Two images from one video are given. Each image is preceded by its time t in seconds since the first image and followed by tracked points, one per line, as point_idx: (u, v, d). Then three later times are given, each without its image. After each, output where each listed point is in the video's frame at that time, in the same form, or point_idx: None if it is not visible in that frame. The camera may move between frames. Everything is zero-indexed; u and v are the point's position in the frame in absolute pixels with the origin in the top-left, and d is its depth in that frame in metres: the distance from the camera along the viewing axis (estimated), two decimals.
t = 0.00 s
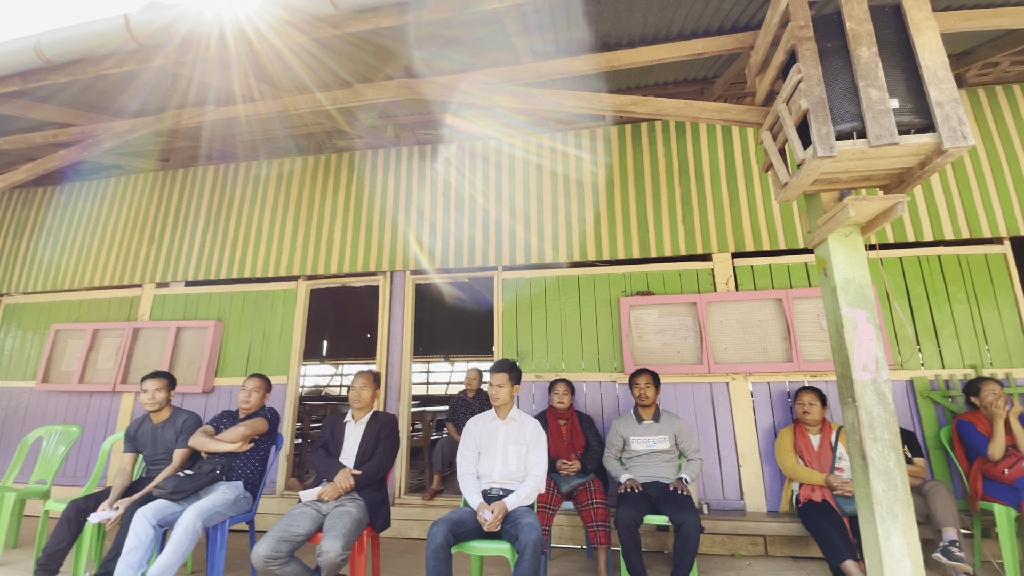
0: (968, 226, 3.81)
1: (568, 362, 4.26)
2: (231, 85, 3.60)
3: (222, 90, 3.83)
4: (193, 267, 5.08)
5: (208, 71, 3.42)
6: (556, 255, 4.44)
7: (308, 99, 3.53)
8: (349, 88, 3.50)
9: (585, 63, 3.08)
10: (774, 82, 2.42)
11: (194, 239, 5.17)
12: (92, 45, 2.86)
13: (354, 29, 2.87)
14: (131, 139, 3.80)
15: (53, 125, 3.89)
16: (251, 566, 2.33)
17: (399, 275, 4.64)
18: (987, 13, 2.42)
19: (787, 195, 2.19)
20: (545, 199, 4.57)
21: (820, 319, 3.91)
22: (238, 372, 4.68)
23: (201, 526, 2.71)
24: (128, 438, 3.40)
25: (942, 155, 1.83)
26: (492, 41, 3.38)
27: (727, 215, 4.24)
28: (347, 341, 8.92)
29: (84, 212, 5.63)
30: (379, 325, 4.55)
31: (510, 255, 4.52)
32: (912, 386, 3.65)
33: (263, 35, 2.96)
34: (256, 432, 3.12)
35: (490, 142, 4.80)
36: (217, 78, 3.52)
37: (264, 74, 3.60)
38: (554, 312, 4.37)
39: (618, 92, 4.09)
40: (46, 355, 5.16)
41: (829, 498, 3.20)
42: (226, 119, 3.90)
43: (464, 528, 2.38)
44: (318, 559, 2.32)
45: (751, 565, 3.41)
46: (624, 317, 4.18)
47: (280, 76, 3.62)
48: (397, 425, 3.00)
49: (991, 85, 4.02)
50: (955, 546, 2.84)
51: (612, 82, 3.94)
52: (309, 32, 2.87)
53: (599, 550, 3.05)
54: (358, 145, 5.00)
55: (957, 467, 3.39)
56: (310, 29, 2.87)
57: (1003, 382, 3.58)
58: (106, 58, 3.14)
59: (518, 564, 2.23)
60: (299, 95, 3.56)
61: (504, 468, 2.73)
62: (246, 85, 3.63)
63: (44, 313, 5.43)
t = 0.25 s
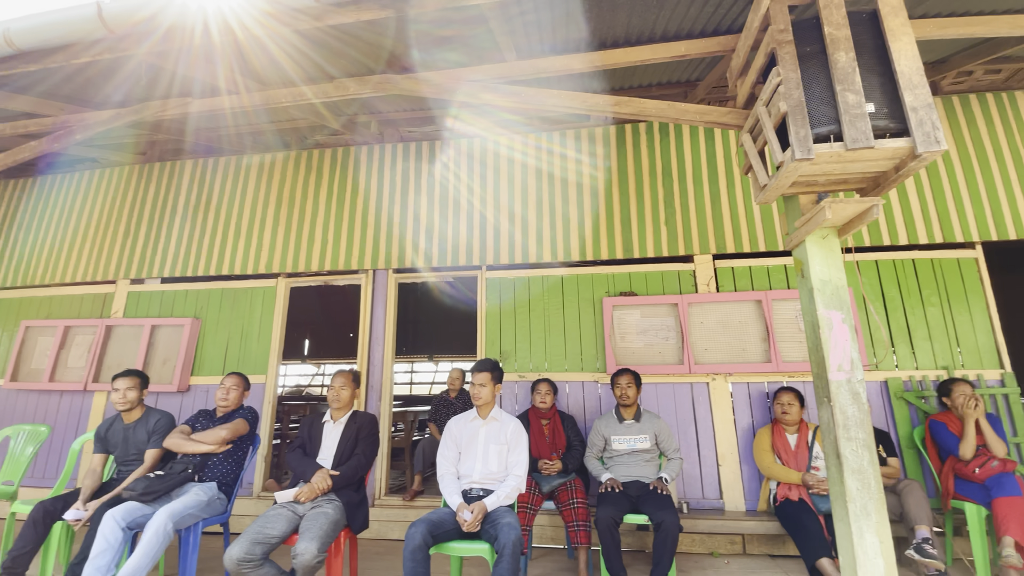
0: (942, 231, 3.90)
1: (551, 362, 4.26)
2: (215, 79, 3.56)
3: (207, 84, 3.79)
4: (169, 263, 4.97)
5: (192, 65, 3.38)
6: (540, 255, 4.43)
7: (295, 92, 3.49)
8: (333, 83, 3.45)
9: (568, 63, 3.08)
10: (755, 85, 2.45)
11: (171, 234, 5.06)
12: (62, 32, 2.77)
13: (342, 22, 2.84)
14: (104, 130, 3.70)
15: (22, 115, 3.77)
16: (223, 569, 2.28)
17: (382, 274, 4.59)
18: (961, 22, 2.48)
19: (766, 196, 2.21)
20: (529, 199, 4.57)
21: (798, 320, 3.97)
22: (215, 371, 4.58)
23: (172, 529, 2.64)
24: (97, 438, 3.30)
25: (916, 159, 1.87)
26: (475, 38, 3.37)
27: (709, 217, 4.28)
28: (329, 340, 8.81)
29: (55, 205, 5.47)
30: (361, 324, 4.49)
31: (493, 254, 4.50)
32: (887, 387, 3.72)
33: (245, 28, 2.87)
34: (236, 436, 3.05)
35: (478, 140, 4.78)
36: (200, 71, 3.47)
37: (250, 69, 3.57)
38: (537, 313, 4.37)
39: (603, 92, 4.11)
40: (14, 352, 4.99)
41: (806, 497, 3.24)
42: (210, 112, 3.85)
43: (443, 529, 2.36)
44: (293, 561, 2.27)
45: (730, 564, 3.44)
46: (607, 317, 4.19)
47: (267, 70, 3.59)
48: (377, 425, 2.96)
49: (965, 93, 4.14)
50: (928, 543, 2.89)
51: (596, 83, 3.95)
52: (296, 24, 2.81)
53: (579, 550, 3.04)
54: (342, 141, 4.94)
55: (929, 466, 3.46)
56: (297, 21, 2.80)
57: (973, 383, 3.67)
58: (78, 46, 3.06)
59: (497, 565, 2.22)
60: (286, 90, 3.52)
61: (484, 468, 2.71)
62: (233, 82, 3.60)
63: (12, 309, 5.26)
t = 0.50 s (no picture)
0: (919, 234, 3.97)
1: (535, 363, 4.25)
2: (203, 76, 3.57)
3: (194, 81, 3.77)
4: (147, 260, 4.86)
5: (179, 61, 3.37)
6: (526, 255, 4.42)
7: (283, 87, 3.50)
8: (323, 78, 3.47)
9: (553, 62, 3.07)
10: (737, 88, 2.47)
11: (149, 231, 4.95)
12: (32, 21, 2.70)
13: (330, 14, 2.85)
14: (78, 123, 3.61)
15: None
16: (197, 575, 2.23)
17: (366, 273, 4.54)
18: (940, 28, 2.51)
19: (747, 199, 2.22)
20: (515, 198, 4.56)
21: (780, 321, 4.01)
22: (193, 372, 4.49)
23: (145, 533, 2.58)
24: (69, 440, 3.21)
25: (894, 162, 1.89)
26: (460, 35, 3.36)
27: (693, 219, 4.30)
28: (313, 341, 8.70)
29: (29, 201, 5.32)
30: (344, 324, 4.44)
31: (478, 255, 4.48)
32: (866, 389, 3.77)
33: (231, 19, 2.85)
34: (215, 433, 2.98)
35: (465, 139, 4.77)
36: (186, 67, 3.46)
37: (240, 66, 3.61)
38: (523, 313, 4.36)
39: (589, 94, 4.12)
40: None
41: (786, 496, 3.28)
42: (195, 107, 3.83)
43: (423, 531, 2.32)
44: (269, 566, 2.23)
45: (711, 563, 3.46)
46: (592, 318, 4.20)
47: (256, 67, 3.63)
48: (357, 427, 2.92)
49: (944, 99, 4.24)
50: (904, 542, 2.94)
51: (582, 84, 3.95)
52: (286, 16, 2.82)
53: (562, 551, 3.03)
54: (326, 138, 4.88)
55: (906, 465, 3.52)
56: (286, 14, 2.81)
57: (949, 384, 3.74)
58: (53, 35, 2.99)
59: (478, 567, 2.20)
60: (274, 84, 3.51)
61: (466, 470, 2.69)
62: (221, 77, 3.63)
63: None
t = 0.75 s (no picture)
0: (899, 236, 4.03)
1: (522, 363, 4.24)
2: (190, 74, 3.57)
3: (181, 76, 3.76)
4: (126, 258, 4.77)
5: (167, 55, 3.43)
6: (513, 255, 4.41)
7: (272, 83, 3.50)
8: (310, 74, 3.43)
9: (538, 61, 3.06)
10: (721, 89, 2.48)
11: (129, 229, 4.86)
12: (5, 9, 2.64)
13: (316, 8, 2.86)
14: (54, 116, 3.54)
15: None
16: None
17: (351, 272, 4.50)
18: (920, 33, 2.54)
19: (730, 199, 2.24)
20: (502, 198, 4.55)
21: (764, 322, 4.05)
22: (174, 372, 4.41)
23: (121, 537, 2.53)
24: (44, 442, 3.13)
25: (873, 164, 1.91)
26: (446, 32, 3.35)
27: (678, 220, 4.33)
28: (299, 341, 8.60)
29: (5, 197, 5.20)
30: (328, 323, 4.39)
31: (465, 255, 4.46)
32: (847, 389, 3.82)
33: (217, 14, 2.89)
34: (195, 433, 2.93)
35: (452, 138, 4.76)
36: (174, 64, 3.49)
37: (227, 64, 3.58)
38: (509, 313, 4.35)
39: (575, 94, 4.12)
40: None
41: (768, 495, 3.31)
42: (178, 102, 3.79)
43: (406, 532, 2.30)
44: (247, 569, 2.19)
45: (695, 563, 3.47)
46: (578, 318, 4.20)
47: (244, 64, 3.58)
48: (340, 427, 2.90)
49: (924, 104, 4.32)
50: (884, 540, 2.98)
51: (567, 84, 3.95)
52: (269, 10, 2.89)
53: (546, 551, 3.02)
54: (312, 136, 4.83)
55: (886, 464, 3.57)
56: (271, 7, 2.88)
57: (928, 384, 3.80)
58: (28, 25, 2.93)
59: (461, 568, 2.19)
60: (260, 75, 3.56)
61: (450, 471, 2.67)
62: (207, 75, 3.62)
63: None
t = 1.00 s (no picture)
0: (883, 237, 4.08)
1: (510, 363, 4.23)
2: (180, 73, 3.56)
3: (164, 73, 3.72)
4: (109, 258, 4.70)
5: (155, 54, 3.40)
6: (502, 255, 4.41)
7: (259, 79, 3.51)
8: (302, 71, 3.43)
9: (524, 61, 3.06)
10: (705, 90, 2.50)
11: (113, 227, 4.80)
12: None
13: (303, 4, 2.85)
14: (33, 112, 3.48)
15: None
16: None
17: (338, 272, 4.47)
18: (902, 36, 2.58)
19: (713, 200, 2.25)
20: (491, 198, 4.55)
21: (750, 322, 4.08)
22: (157, 373, 4.36)
23: (100, 540, 2.49)
24: (23, 444, 3.09)
25: (853, 165, 1.93)
26: (432, 32, 3.35)
27: (666, 221, 4.35)
28: (287, 342, 8.51)
29: None
30: (315, 323, 4.36)
31: (453, 254, 4.45)
32: (831, 388, 3.86)
33: (206, 10, 2.87)
34: (179, 437, 2.90)
35: (440, 137, 4.75)
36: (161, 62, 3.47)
37: (218, 63, 3.54)
38: (498, 313, 4.34)
39: (563, 94, 4.13)
40: None
41: (753, 494, 3.34)
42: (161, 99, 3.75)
43: (388, 533, 2.28)
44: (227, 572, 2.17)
45: (681, 562, 3.49)
46: (566, 318, 4.21)
47: (235, 63, 3.55)
48: (325, 428, 2.87)
49: (908, 108, 4.37)
50: (867, 538, 3.01)
51: (554, 85, 3.96)
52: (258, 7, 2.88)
53: (533, 551, 3.02)
54: (299, 134, 4.80)
55: (869, 462, 3.61)
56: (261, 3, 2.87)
57: (911, 383, 3.85)
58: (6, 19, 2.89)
59: (444, 569, 2.18)
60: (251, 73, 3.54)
61: (435, 471, 2.65)
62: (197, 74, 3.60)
63: None
